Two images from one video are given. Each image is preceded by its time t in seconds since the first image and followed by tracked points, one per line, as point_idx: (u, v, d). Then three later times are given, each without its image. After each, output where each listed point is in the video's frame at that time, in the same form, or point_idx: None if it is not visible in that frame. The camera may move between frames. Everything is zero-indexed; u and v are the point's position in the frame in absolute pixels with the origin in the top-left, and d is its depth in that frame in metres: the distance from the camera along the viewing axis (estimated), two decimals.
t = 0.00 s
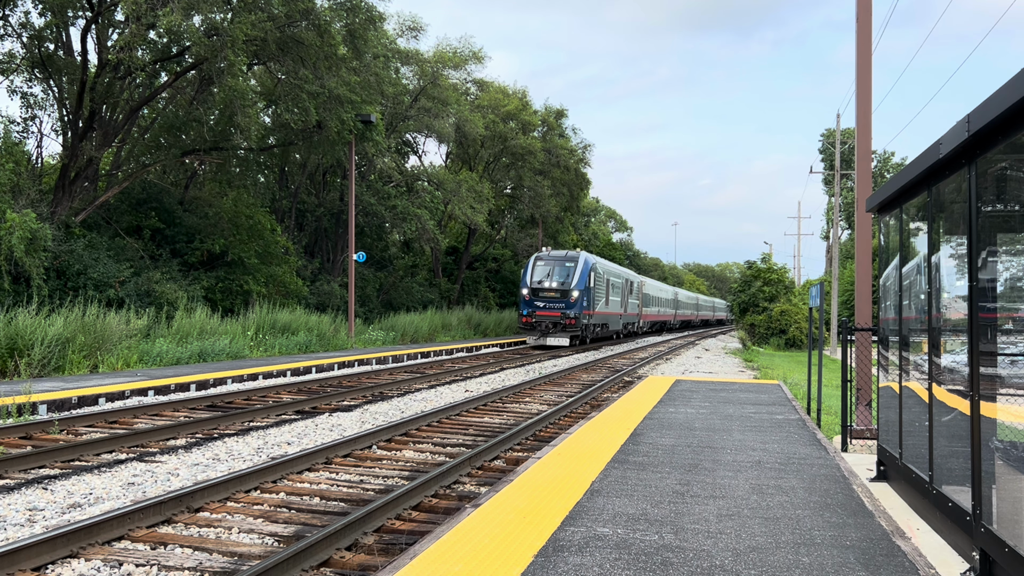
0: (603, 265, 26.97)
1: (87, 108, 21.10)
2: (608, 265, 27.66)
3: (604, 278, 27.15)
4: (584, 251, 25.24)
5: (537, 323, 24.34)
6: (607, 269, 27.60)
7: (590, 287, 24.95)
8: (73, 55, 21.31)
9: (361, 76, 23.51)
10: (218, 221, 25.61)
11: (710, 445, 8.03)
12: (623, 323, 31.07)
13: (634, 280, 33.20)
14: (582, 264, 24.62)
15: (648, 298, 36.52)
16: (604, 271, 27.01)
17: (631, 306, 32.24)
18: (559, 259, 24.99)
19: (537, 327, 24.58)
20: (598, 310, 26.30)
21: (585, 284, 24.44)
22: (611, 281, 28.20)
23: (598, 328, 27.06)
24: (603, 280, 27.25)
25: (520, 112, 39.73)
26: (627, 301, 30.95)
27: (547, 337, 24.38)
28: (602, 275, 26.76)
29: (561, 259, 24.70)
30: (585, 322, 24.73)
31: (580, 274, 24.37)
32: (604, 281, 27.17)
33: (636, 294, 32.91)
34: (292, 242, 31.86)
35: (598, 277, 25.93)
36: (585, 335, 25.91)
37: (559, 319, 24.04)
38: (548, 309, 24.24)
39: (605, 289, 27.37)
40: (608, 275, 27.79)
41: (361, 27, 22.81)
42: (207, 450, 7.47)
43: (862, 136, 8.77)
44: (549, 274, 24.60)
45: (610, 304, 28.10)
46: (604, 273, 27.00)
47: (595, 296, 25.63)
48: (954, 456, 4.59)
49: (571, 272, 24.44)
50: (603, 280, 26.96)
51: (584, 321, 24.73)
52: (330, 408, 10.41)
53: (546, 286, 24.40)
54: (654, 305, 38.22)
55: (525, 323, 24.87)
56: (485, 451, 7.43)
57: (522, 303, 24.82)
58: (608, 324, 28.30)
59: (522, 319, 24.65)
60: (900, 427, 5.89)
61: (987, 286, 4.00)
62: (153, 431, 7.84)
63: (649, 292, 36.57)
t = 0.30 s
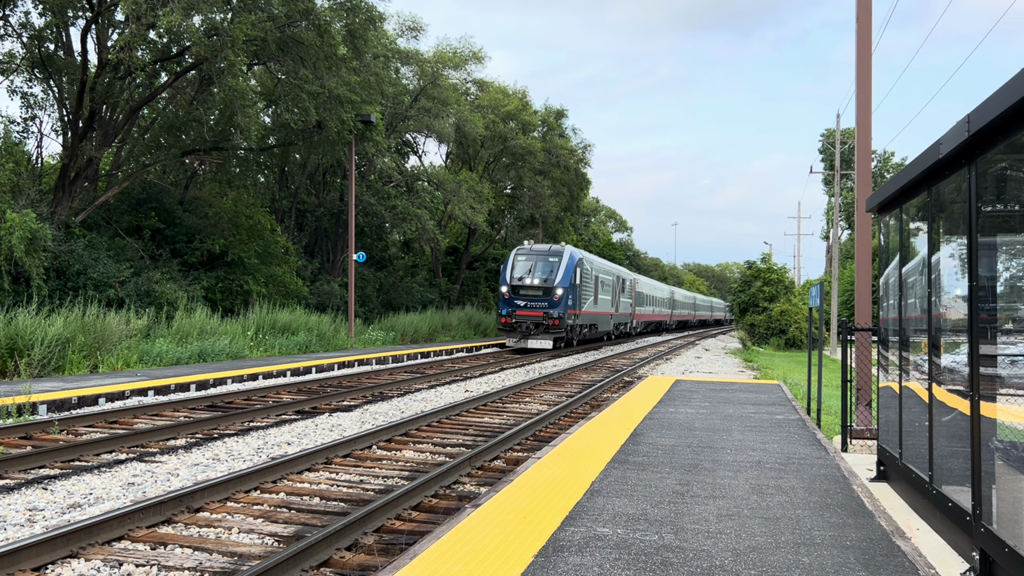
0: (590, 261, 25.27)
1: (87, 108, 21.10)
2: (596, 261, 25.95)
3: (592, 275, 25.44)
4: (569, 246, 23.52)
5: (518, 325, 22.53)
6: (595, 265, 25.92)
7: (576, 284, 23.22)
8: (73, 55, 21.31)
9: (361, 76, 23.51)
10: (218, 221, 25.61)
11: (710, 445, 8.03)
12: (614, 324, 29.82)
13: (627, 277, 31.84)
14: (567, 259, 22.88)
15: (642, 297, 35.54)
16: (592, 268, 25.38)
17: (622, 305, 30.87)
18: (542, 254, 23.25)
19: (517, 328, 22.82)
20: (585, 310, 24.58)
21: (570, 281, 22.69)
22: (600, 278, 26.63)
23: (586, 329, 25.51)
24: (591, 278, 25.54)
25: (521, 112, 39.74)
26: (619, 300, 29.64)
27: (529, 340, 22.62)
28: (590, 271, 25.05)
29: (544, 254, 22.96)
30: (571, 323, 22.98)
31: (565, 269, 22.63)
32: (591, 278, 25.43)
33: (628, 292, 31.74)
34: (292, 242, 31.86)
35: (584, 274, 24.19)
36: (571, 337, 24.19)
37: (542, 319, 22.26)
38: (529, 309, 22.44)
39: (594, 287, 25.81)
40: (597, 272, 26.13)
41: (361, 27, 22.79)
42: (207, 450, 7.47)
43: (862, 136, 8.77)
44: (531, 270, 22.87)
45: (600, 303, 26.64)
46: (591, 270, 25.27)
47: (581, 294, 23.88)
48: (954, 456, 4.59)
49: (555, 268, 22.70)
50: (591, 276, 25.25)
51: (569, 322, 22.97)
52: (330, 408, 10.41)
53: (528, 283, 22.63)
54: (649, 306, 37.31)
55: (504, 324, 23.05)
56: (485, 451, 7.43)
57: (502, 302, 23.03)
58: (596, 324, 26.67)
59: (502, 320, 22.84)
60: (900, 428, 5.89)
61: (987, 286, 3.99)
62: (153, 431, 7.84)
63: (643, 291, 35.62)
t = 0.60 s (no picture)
0: (575, 256, 23.54)
1: (87, 109, 21.12)
2: (580, 255, 24.20)
3: (576, 271, 23.68)
4: (552, 239, 21.70)
5: (494, 326, 20.74)
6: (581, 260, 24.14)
7: (558, 281, 21.47)
8: (73, 55, 21.31)
9: (361, 76, 23.53)
10: (218, 221, 25.61)
11: (710, 445, 8.03)
12: (605, 325, 28.44)
13: (618, 274, 30.35)
14: (548, 254, 21.09)
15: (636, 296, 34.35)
16: (577, 264, 23.68)
17: (614, 305, 29.38)
18: (522, 248, 21.45)
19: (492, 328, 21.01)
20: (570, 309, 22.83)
21: (552, 277, 20.92)
22: (587, 275, 24.99)
23: (572, 331, 23.95)
24: (576, 274, 23.76)
25: (520, 112, 39.76)
26: (609, 299, 28.15)
27: (507, 341, 20.95)
28: (575, 267, 23.30)
29: (524, 248, 21.15)
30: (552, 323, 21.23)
31: (547, 265, 20.85)
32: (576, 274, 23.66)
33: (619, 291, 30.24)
34: (292, 242, 31.88)
35: (568, 269, 22.44)
36: (553, 339, 22.47)
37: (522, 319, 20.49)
38: (507, 308, 20.65)
39: (580, 285, 24.17)
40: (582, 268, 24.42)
41: (361, 27, 22.79)
42: (207, 450, 7.47)
43: (862, 137, 8.77)
44: (509, 265, 21.05)
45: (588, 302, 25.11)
46: (575, 265, 23.52)
47: (565, 292, 22.14)
48: (954, 456, 4.59)
49: (536, 263, 20.90)
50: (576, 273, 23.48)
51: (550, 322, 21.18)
52: (330, 408, 10.42)
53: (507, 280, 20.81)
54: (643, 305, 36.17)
55: (479, 325, 21.24)
56: (485, 451, 7.43)
57: (476, 300, 21.18)
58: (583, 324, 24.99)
59: (477, 320, 21.01)
60: (900, 428, 5.89)
61: (987, 285, 3.99)
62: (153, 431, 7.84)
63: (637, 289, 34.42)
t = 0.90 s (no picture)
0: (557, 250, 21.69)
1: (87, 109, 21.12)
2: (563, 248, 22.35)
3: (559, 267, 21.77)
4: (530, 230, 19.83)
5: (465, 327, 18.84)
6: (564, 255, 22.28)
7: (539, 278, 19.63)
8: (73, 55, 21.31)
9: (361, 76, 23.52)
10: (218, 221, 25.61)
11: (710, 445, 8.03)
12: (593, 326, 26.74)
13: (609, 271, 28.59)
14: (526, 247, 19.26)
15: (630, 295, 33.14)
16: (560, 258, 21.81)
17: (603, 304, 27.65)
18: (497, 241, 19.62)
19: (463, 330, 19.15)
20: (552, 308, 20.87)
21: (531, 273, 19.06)
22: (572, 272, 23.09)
23: (555, 332, 22.03)
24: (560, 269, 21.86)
25: (520, 112, 39.79)
26: (598, 297, 26.34)
27: (479, 345, 18.98)
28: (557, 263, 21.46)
29: (499, 241, 19.33)
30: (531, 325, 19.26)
31: (525, 259, 18.99)
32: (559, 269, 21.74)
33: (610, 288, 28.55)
34: (292, 242, 31.88)
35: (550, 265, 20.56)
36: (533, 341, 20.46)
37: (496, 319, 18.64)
38: (480, 307, 18.83)
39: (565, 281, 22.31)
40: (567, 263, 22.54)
41: (361, 26, 22.79)
42: (207, 450, 7.47)
43: (862, 137, 8.77)
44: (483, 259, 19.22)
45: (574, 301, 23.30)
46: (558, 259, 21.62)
47: (546, 289, 20.30)
48: (954, 456, 4.59)
49: (512, 257, 19.09)
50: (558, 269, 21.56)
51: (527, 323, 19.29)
52: (330, 408, 10.41)
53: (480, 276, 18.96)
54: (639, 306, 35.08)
55: (449, 326, 19.34)
56: (485, 451, 7.43)
57: (445, 299, 19.36)
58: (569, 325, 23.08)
59: (447, 321, 19.16)
60: (900, 428, 5.89)
61: (987, 285, 3.98)
62: (153, 431, 7.84)
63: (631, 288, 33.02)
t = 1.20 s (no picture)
0: (538, 244, 19.74)
1: (87, 109, 21.12)
2: (545, 240, 20.44)
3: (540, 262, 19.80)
4: (504, 220, 17.88)
5: (429, 328, 16.72)
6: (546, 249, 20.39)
7: (514, 273, 17.65)
8: (73, 55, 21.31)
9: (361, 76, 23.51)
10: (218, 221, 25.61)
11: (710, 445, 8.03)
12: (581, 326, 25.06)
13: (598, 267, 26.83)
14: (499, 238, 17.31)
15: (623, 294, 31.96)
16: (540, 252, 19.89)
17: (592, 303, 25.92)
18: (467, 232, 17.63)
19: (427, 332, 16.99)
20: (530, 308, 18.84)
21: (504, 268, 17.06)
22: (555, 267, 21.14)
23: (535, 333, 20.07)
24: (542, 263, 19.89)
25: (520, 112, 39.83)
26: (586, 295, 24.53)
27: (444, 348, 16.85)
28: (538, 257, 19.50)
29: (468, 232, 17.37)
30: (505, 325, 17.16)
31: (497, 252, 17.01)
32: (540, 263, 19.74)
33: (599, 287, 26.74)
34: (292, 242, 31.89)
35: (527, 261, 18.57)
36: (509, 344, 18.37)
37: (465, 318, 16.59)
38: (445, 306, 16.80)
39: (548, 277, 20.43)
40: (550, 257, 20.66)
41: (361, 26, 22.79)
42: (207, 450, 7.47)
43: (862, 137, 8.77)
44: (450, 252, 17.21)
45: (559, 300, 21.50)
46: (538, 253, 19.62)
47: (523, 287, 18.31)
48: (954, 456, 4.59)
49: (483, 248, 17.12)
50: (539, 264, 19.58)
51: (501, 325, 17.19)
52: (330, 408, 10.41)
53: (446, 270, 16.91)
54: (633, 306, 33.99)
55: (411, 327, 17.19)
56: (485, 451, 7.43)
57: (406, 297, 17.21)
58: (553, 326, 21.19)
59: (408, 321, 17.01)
60: (900, 428, 5.89)
61: (988, 285, 3.98)
62: (154, 431, 7.84)
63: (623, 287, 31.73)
